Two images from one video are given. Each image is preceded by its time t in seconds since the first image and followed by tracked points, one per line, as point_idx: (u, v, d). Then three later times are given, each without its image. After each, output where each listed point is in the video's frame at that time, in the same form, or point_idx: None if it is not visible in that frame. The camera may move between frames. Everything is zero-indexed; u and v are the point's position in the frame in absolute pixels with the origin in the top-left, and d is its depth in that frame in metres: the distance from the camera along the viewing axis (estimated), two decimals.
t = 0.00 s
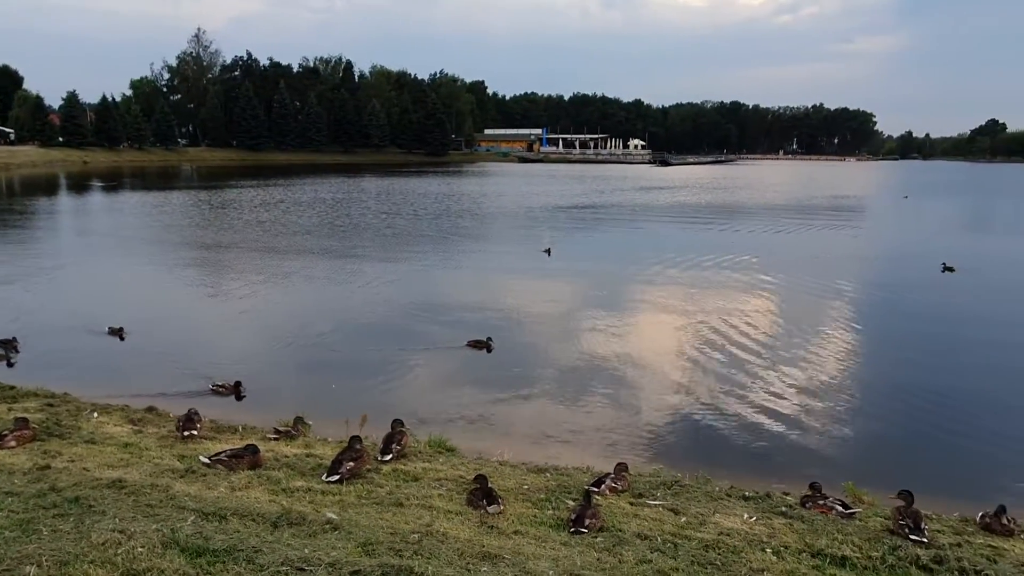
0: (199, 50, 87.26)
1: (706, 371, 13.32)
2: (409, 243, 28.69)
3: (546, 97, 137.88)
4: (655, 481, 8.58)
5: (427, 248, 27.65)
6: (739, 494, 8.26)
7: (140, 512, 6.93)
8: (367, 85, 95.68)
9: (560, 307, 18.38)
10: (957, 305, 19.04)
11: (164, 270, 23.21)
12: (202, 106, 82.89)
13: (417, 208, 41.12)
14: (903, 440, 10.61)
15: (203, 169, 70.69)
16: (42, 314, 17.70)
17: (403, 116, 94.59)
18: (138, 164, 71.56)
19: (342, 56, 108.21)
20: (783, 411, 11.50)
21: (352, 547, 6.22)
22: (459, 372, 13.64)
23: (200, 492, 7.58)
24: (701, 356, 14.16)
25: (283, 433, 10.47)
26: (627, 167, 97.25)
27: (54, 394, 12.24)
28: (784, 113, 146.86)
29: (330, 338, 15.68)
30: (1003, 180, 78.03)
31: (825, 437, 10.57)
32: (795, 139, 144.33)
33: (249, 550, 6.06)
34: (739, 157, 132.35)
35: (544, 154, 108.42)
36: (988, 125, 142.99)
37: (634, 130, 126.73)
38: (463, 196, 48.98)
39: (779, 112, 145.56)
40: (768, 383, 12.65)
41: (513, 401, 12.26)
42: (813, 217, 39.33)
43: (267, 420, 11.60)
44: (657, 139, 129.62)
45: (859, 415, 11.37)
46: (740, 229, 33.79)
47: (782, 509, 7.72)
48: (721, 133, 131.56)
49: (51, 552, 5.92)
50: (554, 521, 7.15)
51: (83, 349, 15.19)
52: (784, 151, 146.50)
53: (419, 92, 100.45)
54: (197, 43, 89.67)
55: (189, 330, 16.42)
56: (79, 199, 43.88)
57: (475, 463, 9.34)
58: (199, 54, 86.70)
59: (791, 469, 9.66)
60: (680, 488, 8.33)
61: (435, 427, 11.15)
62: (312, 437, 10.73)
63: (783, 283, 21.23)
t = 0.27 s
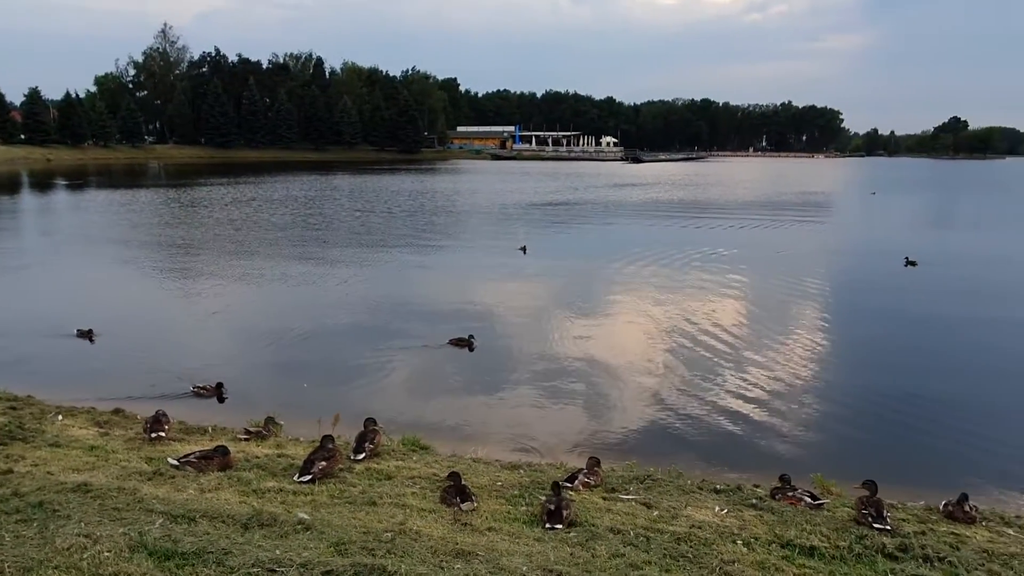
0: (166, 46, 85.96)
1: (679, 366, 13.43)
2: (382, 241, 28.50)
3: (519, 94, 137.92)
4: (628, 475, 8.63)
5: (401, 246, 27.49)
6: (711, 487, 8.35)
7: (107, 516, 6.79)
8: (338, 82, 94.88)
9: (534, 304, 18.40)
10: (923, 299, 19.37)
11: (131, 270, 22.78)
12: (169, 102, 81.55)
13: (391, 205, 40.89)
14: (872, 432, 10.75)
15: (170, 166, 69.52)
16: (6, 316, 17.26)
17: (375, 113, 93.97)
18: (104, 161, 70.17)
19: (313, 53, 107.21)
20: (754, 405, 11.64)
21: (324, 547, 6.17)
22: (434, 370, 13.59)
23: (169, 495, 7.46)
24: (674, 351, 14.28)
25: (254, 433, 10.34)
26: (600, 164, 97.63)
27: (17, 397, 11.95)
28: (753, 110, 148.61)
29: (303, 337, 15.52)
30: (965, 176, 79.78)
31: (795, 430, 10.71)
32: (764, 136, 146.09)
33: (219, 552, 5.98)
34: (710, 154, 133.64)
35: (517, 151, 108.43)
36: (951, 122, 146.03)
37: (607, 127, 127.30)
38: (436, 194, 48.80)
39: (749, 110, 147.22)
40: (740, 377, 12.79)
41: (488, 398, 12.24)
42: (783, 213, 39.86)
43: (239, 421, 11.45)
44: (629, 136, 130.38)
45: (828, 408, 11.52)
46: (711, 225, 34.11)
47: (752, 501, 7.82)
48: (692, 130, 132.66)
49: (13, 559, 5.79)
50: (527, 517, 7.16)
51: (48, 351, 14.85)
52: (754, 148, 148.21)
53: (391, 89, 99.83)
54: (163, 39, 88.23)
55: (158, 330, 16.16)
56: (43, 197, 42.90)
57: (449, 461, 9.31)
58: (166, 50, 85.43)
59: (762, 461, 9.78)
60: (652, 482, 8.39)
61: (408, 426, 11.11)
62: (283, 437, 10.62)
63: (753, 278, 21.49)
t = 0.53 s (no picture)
0: (128, 40, 84.28)
1: (648, 361, 13.55)
2: (351, 239, 28.25)
3: (488, 91, 137.72)
4: (598, 470, 8.69)
5: (370, 243, 27.28)
6: (679, 480, 8.44)
7: (67, 520, 6.64)
8: (306, 78, 93.80)
9: (505, 301, 18.41)
10: (886, 295, 19.73)
11: (94, 269, 22.29)
12: (132, 98, 79.93)
13: (360, 203, 40.59)
14: (838, 427, 10.91)
15: (133, 163, 68.14)
16: None
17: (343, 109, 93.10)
18: (64, 158, 68.53)
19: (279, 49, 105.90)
20: (722, 399, 11.79)
21: (292, 547, 6.12)
22: (405, 368, 13.53)
23: (132, 498, 7.32)
24: (643, 347, 14.40)
25: (220, 433, 10.19)
26: (570, 161, 97.88)
27: None
28: (720, 108, 150.24)
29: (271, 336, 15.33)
30: (925, 174, 81.56)
31: (762, 424, 10.85)
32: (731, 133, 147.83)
33: (184, 555, 5.89)
34: (678, 152, 134.85)
35: (486, 149, 108.25)
36: (912, 120, 149.15)
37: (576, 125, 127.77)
38: (406, 191, 48.55)
39: (716, 108, 148.82)
40: (708, 372, 12.94)
41: (458, 396, 12.22)
42: (750, 210, 40.36)
43: (206, 421, 11.27)
44: (598, 134, 130.99)
45: (794, 401, 11.72)
46: (680, 221, 34.43)
47: (719, 494, 7.92)
48: (661, 128, 133.67)
49: None
50: (498, 513, 7.16)
51: (6, 354, 14.46)
52: (721, 145, 149.87)
53: (359, 85, 98.99)
54: (125, 33, 86.47)
55: (122, 330, 15.85)
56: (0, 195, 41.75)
57: (420, 459, 9.27)
58: (128, 44, 83.75)
59: (728, 454, 9.92)
60: (621, 476, 8.46)
61: (378, 424, 11.04)
62: (251, 437, 10.49)
63: (722, 274, 21.76)
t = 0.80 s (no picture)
0: (94, 35, 82.72)
1: (623, 358, 13.63)
2: (325, 236, 28.03)
3: (463, 88, 137.35)
4: (572, 466, 8.73)
5: (345, 241, 27.10)
6: (652, 475, 8.51)
7: (34, 524, 6.52)
8: (278, 74, 92.78)
9: (481, 299, 18.40)
10: (856, 290, 20.00)
11: (61, 268, 21.86)
12: (99, 94, 78.47)
13: (334, 200, 40.29)
14: (809, 421, 11.02)
15: (101, 161, 66.91)
16: None
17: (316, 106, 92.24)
18: (29, 156, 67.10)
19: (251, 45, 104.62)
20: (696, 394, 11.90)
21: (265, 548, 6.06)
22: (381, 366, 13.45)
23: (101, 500, 7.20)
24: (618, 343, 14.48)
25: (192, 434, 10.07)
26: (545, 158, 98.00)
27: None
28: (694, 106, 151.38)
29: (244, 335, 15.15)
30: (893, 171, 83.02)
31: (735, 419, 10.97)
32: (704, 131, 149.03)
33: (155, 557, 5.81)
34: (653, 149, 135.75)
35: (461, 146, 107.96)
36: (881, 117, 151.66)
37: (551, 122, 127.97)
38: (380, 188, 48.25)
39: (689, 105, 149.94)
40: (682, 367, 13.06)
41: (434, 393, 12.19)
42: (723, 206, 40.76)
43: (177, 422, 11.12)
44: (573, 131, 131.38)
45: (766, 396, 11.87)
46: (654, 218, 34.66)
47: (692, 487, 8.01)
48: (635, 125, 134.31)
49: None
50: (473, 510, 7.17)
51: None
52: (695, 143, 151.04)
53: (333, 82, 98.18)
54: (92, 28, 84.83)
55: (90, 330, 15.56)
56: None
57: (395, 458, 9.24)
58: (95, 39, 82.17)
59: (702, 449, 10.02)
60: (595, 472, 8.51)
61: (353, 423, 10.98)
62: (223, 438, 10.37)
63: (695, 270, 21.96)
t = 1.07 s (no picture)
0: (67, 31, 81.41)
1: (604, 355, 13.68)
2: (304, 235, 27.83)
3: (442, 86, 136.98)
4: (552, 463, 8.75)
5: (323, 239, 26.91)
6: (632, 471, 8.56)
7: (6, 528, 6.42)
8: (255, 71, 91.90)
9: (461, 296, 18.36)
10: (832, 287, 20.20)
11: (34, 268, 21.51)
12: (72, 91, 77.27)
13: (313, 198, 40.01)
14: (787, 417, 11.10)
15: (75, 158, 65.93)
16: None
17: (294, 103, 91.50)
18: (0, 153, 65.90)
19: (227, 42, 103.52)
20: (675, 391, 11.97)
21: (243, 549, 6.02)
22: (361, 364, 13.38)
23: (76, 503, 7.10)
24: (599, 340, 14.53)
25: (169, 435, 9.96)
26: (525, 156, 98.00)
27: None
28: (673, 104, 152.16)
29: (222, 335, 15.01)
30: (868, 169, 84.10)
31: (713, 415, 11.06)
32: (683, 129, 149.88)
33: (130, 560, 5.74)
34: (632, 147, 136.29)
35: (441, 143, 107.65)
36: (856, 115, 153.49)
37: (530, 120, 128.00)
38: (360, 186, 48.00)
39: (668, 103, 150.71)
40: (662, 364, 13.13)
41: (414, 392, 12.15)
42: (701, 204, 41.04)
43: (153, 423, 10.98)
44: (552, 129, 131.52)
45: (745, 392, 11.97)
46: (634, 215, 34.82)
47: (671, 483, 8.07)
48: (614, 123, 134.72)
49: None
50: (453, 508, 7.16)
51: None
52: (674, 140, 151.87)
53: (311, 79, 97.40)
54: (64, 23, 83.49)
55: (63, 331, 15.33)
56: None
57: (374, 456, 9.20)
58: (68, 35, 80.86)
59: (681, 445, 10.09)
60: (575, 468, 8.54)
61: (333, 422, 10.91)
62: (201, 439, 10.27)
63: (675, 266, 22.09)
